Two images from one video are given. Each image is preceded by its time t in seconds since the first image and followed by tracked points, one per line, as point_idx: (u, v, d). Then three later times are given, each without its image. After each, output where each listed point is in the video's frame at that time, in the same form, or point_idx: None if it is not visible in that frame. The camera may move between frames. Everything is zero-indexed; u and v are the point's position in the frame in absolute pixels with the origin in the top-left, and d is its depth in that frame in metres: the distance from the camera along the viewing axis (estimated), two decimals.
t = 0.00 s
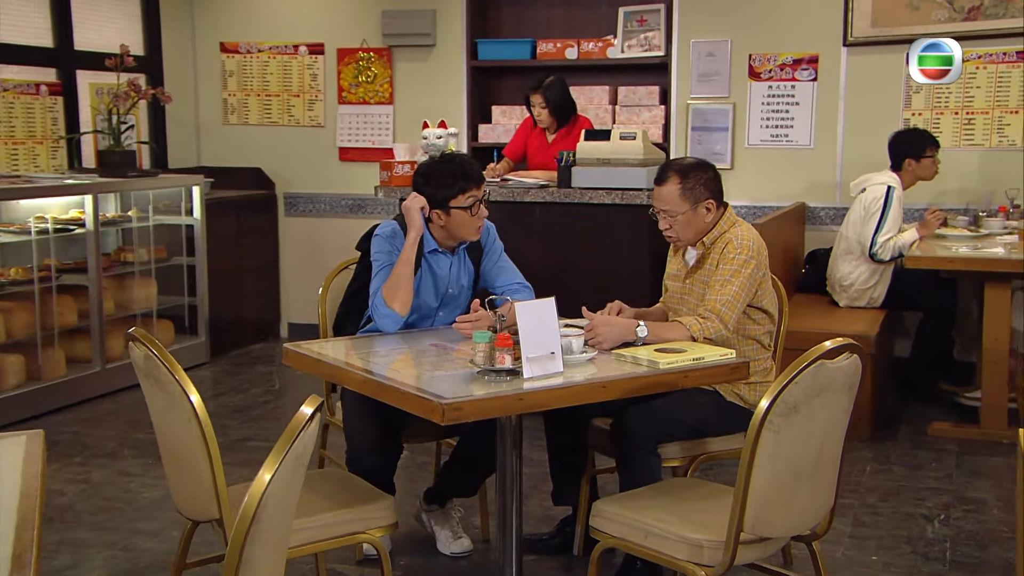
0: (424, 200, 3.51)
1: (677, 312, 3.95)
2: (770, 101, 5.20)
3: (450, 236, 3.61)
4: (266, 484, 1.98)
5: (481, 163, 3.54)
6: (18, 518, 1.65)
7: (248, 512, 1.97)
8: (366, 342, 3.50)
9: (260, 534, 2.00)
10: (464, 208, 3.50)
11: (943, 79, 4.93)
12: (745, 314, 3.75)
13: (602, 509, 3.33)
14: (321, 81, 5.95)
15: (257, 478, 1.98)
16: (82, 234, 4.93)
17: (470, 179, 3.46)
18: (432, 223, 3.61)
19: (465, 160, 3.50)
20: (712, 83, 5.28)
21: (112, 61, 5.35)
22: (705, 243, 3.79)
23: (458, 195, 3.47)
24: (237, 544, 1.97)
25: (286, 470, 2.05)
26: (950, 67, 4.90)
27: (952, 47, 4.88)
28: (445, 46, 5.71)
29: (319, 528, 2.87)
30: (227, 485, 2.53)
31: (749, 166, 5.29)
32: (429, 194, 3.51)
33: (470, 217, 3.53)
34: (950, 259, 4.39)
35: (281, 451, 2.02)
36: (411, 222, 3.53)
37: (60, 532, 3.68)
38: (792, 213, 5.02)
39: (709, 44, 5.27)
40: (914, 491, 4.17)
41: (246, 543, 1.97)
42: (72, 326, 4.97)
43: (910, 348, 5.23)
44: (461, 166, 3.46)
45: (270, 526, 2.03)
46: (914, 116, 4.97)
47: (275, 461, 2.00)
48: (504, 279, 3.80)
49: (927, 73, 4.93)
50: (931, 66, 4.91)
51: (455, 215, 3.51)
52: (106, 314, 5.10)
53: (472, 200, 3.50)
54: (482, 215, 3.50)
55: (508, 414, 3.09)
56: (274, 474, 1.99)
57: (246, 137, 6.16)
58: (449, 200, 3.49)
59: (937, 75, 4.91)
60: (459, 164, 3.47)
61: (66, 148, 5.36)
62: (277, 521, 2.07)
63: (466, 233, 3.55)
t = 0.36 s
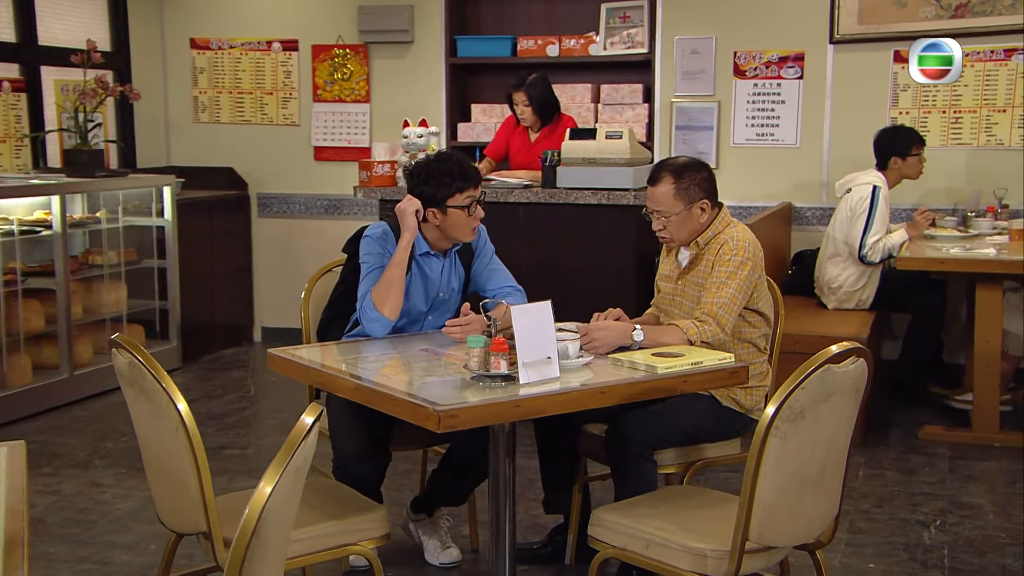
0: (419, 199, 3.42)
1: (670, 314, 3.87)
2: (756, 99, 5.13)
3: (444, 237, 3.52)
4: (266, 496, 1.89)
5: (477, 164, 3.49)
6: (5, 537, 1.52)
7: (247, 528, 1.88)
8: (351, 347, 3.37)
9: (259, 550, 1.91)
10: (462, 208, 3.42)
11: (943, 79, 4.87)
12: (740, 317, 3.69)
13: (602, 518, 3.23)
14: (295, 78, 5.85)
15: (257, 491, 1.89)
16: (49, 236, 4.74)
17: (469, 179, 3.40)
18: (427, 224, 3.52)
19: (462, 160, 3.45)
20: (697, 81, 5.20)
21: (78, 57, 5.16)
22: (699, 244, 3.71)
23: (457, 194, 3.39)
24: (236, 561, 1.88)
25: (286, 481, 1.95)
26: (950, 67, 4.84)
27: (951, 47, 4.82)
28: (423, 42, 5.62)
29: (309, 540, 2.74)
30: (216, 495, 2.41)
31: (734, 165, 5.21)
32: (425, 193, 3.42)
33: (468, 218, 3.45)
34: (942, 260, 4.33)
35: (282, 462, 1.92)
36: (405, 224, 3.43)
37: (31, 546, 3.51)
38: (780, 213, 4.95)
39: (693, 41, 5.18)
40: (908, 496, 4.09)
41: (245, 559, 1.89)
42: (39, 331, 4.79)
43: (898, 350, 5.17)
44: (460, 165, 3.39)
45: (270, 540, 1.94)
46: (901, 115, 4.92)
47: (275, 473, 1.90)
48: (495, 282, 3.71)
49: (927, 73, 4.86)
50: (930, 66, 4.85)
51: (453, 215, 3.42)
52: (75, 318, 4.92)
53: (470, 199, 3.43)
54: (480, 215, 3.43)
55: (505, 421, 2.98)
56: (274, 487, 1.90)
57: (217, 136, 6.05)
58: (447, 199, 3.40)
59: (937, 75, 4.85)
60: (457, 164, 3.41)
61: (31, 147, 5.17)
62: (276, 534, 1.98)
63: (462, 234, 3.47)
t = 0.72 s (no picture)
0: (416, 199, 3.36)
1: (666, 317, 3.81)
2: (746, 98, 5.05)
3: (440, 239, 3.46)
4: (272, 509, 1.80)
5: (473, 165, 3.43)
6: None
7: (252, 543, 1.78)
8: (341, 354, 3.26)
9: (263, 565, 1.82)
10: (457, 208, 3.36)
11: (943, 79, 4.81)
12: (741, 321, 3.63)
13: (604, 528, 3.14)
14: (274, 76, 5.76)
15: (262, 505, 1.80)
16: (20, 239, 4.55)
17: (465, 179, 3.35)
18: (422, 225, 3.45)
19: (458, 159, 3.39)
20: (686, 81, 5.12)
21: (50, 54, 5.00)
22: (699, 246, 3.64)
23: (453, 194, 3.33)
24: None
25: (291, 493, 1.87)
26: (950, 67, 4.78)
27: (952, 47, 4.76)
28: (405, 39, 5.53)
29: (302, 553, 2.62)
30: (209, 506, 2.29)
31: (722, 165, 5.13)
32: (420, 194, 3.36)
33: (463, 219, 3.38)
34: (939, 262, 4.27)
35: (288, 473, 1.84)
36: (418, 237, 3.31)
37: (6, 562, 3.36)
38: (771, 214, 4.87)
39: (682, 39, 5.10)
40: (907, 503, 4.02)
41: None
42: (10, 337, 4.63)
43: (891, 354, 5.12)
44: (455, 164, 3.34)
45: (273, 556, 1.86)
46: (892, 115, 4.86)
47: (281, 484, 1.82)
48: (488, 285, 3.66)
49: (926, 73, 4.80)
50: (931, 66, 4.79)
51: (448, 214, 3.36)
52: (47, 323, 4.75)
53: (466, 199, 3.37)
54: (476, 216, 3.38)
55: (506, 428, 2.88)
56: (280, 499, 1.81)
57: (194, 136, 5.95)
58: (442, 199, 3.34)
59: (937, 75, 4.79)
60: (453, 163, 3.35)
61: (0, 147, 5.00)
62: (279, 549, 1.89)
63: (457, 235, 3.40)
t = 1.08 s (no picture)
0: (414, 201, 3.32)
1: (664, 321, 3.78)
2: (735, 97, 4.97)
3: (437, 241, 3.41)
4: (277, 523, 1.74)
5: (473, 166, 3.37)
6: None
7: (256, 558, 1.73)
8: (332, 361, 3.14)
9: None
10: (453, 212, 3.30)
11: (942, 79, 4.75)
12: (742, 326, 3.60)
13: (606, 537, 3.06)
14: (252, 75, 5.73)
15: (265, 519, 1.74)
16: None
17: (462, 181, 3.29)
18: (420, 226, 3.42)
19: (459, 160, 3.33)
20: (675, 79, 5.04)
21: (19, 51, 4.84)
22: (699, 247, 3.61)
23: (450, 197, 3.27)
24: None
25: (297, 504, 1.80)
26: (950, 67, 4.72)
27: (951, 47, 4.71)
28: (387, 37, 5.49)
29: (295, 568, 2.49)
30: (201, 517, 2.17)
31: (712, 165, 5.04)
32: (417, 195, 3.31)
33: (460, 223, 3.33)
34: (936, 264, 4.21)
35: (293, 485, 1.77)
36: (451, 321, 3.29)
37: None
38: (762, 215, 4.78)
39: (671, 37, 5.02)
40: (906, 510, 3.95)
41: None
42: None
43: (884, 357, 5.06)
44: (454, 167, 3.29)
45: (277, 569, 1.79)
46: (885, 114, 4.80)
47: (286, 497, 1.75)
48: (483, 289, 3.62)
49: (926, 73, 4.74)
50: (931, 66, 4.72)
51: (443, 217, 3.31)
52: (19, 329, 4.61)
53: (463, 202, 3.31)
54: (474, 221, 3.32)
55: (507, 437, 2.77)
56: (285, 512, 1.75)
57: (169, 134, 5.91)
58: (439, 202, 3.28)
59: (937, 75, 4.73)
60: (451, 166, 3.30)
61: None
62: (283, 561, 1.83)
63: (453, 239, 3.35)
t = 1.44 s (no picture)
0: (405, 203, 3.19)
1: (666, 324, 3.70)
2: (729, 95, 4.88)
3: (429, 247, 3.28)
4: (284, 536, 1.66)
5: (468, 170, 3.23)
6: None
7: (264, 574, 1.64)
8: (325, 366, 3.00)
9: None
10: (443, 217, 3.18)
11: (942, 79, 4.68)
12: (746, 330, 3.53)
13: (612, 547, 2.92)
14: (233, 72, 5.70)
15: (272, 531, 1.65)
16: None
17: (454, 187, 3.15)
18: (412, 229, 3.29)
19: (454, 164, 3.19)
20: (668, 77, 4.94)
21: None
22: (701, 250, 3.53)
23: (441, 201, 3.15)
24: None
25: (303, 518, 1.72)
26: (950, 67, 4.65)
27: (951, 47, 4.64)
28: (373, 34, 5.46)
29: None
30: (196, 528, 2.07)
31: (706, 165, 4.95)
32: (408, 197, 3.18)
33: (451, 228, 3.20)
34: (938, 265, 4.13)
35: (302, 495, 1.69)
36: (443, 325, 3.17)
37: None
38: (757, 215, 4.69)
39: (664, 35, 4.92)
40: (910, 517, 3.87)
41: None
42: None
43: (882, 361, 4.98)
44: (444, 170, 3.15)
45: None
46: (882, 113, 4.73)
47: (295, 509, 1.67)
48: (480, 293, 3.50)
49: (926, 73, 4.67)
50: (931, 66, 4.65)
51: (432, 221, 3.18)
52: None
53: (454, 208, 3.18)
54: (464, 227, 3.19)
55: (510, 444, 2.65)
56: (292, 525, 1.67)
57: (147, 132, 5.86)
58: (430, 205, 3.16)
59: (937, 75, 4.66)
60: (443, 169, 3.17)
61: None
62: None
63: (443, 245, 3.22)
